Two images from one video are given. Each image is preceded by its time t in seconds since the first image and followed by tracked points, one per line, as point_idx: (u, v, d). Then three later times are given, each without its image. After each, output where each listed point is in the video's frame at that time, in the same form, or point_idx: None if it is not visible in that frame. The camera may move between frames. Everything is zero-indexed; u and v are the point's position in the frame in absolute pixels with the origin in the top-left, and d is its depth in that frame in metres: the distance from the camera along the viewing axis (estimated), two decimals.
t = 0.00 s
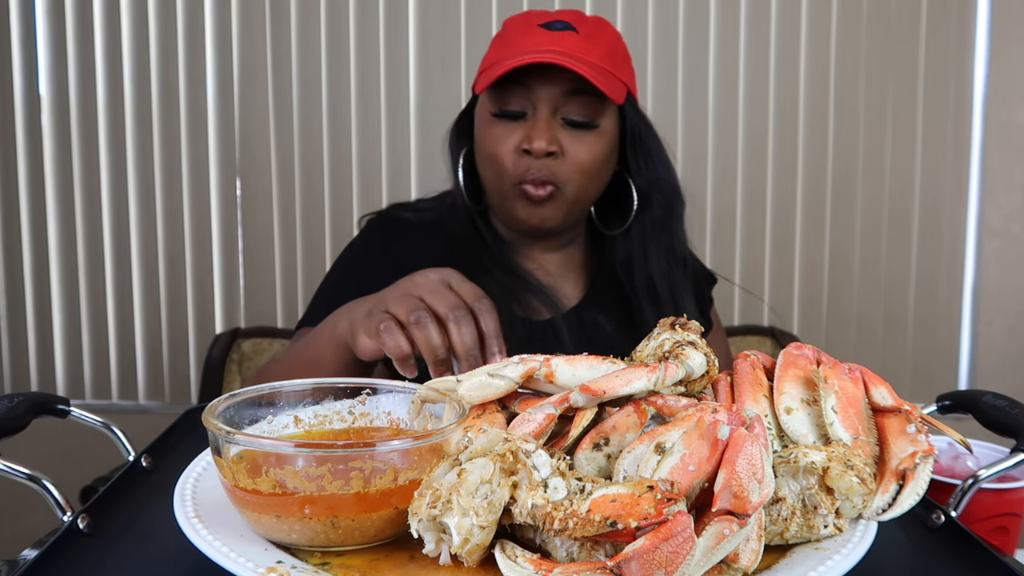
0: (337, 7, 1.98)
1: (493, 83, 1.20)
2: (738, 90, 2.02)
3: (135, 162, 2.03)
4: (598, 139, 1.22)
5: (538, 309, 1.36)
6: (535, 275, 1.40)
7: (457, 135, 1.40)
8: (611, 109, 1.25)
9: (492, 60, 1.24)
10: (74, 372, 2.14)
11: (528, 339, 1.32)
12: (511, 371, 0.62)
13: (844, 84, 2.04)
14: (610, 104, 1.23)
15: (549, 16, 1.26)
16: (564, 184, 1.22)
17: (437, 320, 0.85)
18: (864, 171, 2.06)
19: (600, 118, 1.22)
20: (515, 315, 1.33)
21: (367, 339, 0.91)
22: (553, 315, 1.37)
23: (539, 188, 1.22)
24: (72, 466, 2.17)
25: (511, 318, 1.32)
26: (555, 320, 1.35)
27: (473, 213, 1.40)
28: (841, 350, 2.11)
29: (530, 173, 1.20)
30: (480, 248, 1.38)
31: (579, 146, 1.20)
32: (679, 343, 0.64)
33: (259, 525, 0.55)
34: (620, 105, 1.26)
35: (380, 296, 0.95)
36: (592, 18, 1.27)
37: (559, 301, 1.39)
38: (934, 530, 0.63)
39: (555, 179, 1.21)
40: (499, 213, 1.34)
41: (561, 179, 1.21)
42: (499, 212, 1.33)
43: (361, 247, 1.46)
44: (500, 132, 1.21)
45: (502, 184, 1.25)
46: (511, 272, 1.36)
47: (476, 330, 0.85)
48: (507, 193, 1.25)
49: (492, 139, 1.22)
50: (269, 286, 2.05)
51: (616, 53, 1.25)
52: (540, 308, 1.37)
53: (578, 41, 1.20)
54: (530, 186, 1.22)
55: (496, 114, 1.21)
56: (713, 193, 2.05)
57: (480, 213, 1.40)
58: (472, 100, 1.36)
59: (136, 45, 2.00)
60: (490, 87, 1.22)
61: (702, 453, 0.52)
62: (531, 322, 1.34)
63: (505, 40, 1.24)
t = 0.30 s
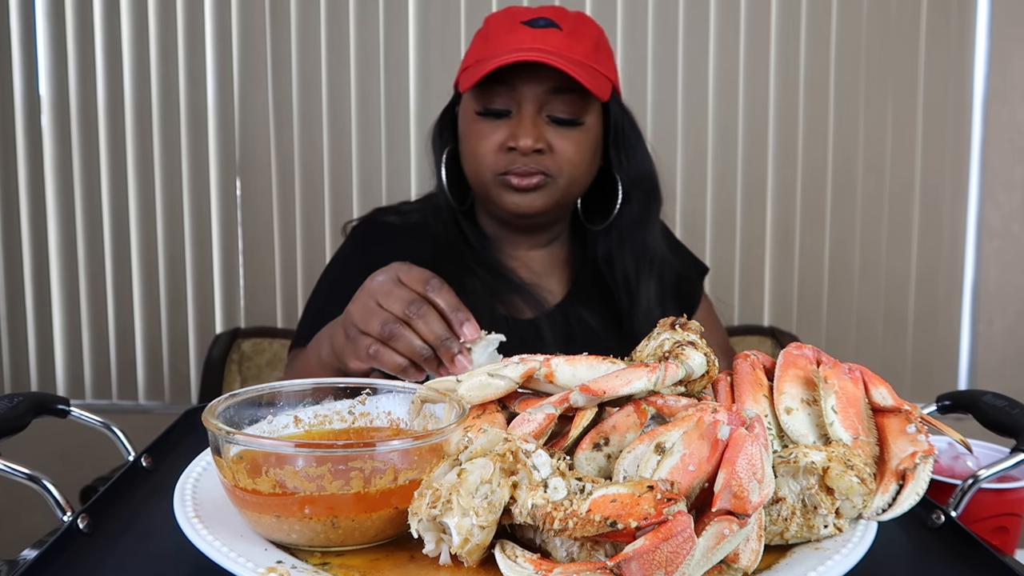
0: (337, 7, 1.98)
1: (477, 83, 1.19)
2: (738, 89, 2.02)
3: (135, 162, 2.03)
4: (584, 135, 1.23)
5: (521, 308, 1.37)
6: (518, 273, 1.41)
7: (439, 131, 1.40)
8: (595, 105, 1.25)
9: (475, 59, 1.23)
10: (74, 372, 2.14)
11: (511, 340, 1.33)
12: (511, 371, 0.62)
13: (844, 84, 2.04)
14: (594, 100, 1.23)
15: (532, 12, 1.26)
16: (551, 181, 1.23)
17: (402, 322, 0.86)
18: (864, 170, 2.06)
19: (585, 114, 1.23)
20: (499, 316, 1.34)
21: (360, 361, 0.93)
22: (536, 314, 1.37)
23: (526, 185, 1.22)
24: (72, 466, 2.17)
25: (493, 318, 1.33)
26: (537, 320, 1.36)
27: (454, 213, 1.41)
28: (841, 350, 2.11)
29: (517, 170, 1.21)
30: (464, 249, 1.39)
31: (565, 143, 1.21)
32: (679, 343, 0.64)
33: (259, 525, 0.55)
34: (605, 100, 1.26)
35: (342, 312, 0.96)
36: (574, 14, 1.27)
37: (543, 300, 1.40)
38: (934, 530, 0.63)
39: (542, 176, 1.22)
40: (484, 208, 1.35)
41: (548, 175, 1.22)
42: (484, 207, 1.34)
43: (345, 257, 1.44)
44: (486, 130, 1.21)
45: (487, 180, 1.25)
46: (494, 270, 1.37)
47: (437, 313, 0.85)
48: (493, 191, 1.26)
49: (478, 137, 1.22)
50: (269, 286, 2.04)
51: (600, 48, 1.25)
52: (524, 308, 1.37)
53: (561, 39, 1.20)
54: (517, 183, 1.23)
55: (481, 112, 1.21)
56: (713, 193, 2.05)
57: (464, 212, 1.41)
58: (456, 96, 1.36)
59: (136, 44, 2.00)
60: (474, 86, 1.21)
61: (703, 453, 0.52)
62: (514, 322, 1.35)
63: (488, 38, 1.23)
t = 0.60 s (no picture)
0: (338, 7, 1.98)
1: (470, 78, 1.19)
2: (738, 89, 2.02)
3: (135, 161, 2.03)
4: (576, 133, 1.23)
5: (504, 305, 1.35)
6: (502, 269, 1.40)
7: (431, 126, 1.40)
8: (588, 104, 1.25)
9: (469, 53, 1.23)
10: (74, 371, 2.14)
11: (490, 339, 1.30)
12: (511, 371, 0.62)
13: (844, 83, 2.03)
14: (587, 99, 1.23)
15: (527, 9, 1.25)
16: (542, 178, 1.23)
17: (427, 309, 0.86)
18: (864, 170, 2.06)
19: (578, 112, 1.23)
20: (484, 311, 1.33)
21: (384, 350, 0.92)
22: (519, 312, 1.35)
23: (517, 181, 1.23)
24: (71, 466, 2.16)
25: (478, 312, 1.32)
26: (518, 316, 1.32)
27: (439, 206, 1.41)
28: (841, 350, 2.12)
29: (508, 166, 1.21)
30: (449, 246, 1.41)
31: (557, 140, 1.20)
32: (679, 343, 0.64)
33: (259, 525, 0.55)
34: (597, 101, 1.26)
35: (365, 304, 0.96)
36: (568, 14, 1.26)
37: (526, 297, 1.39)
38: (934, 530, 0.63)
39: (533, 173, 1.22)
40: (473, 203, 1.35)
41: (540, 172, 1.22)
42: (473, 202, 1.34)
43: (336, 255, 1.46)
44: (478, 124, 1.21)
45: (478, 175, 1.25)
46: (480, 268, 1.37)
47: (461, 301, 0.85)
48: (484, 185, 1.26)
49: (470, 132, 1.22)
50: (269, 285, 2.04)
51: (593, 49, 1.25)
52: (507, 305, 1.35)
53: (556, 37, 1.19)
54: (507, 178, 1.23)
55: (474, 107, 1.21)
56: (713, 194, 2.05)
57: (451, 208, 1.41)
58: (448, 90, 1.35)
59: (136, 44, 2.00)
60: (467, 80, 1.21)
61: (703, 453, 0.52)
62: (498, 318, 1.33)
63: (482, 34, 1.23)
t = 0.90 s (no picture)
0: (337, 7, 1.98)
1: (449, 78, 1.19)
2: (738, 89, 2.02)
3: (135, 161, 2.03)
4: (558, 133, 1.23)
5: (489, 308, 1.38)
6: (487, 271, 1.40)
7: (413, 127, 1.38)
8: (571, 102, 1.25)
9: (450, 53, 1.23)
10: (74, 371, 2.14)
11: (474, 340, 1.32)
12: (511, 371, 0.62)
13: (844, 83, 2.03)
14: (569, 97, 1.22)
15: (508, 6, 1.24)
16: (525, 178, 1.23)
17: (393, 320, 0.92)
18: (864, 170, 2.06)
19: (560, 112, 1.22)
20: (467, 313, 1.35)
21: (354, 363, 0.98)
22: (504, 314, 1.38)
23: (499, 182, 1.23)
24: (71, 466, 2.16)
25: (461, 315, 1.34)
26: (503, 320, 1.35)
27: (422, 206, 1.42)
28: (841, 350, 2.12)
29: (489, 167, 1.21)
30: (433, 247, 1.41)
31: (538, 141, 1.20)
32: (679, 343, 0.64)
33: (259, 525, 0.55)
34: (581, 98, 1.25)
35: (332, 319, 1.01)
36: (551, 8, 1.26)
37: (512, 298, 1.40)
38: (934, 530, 0.63)
39: (514, 173, 1.22)
40: (456, 204, 1.35)
41: (521, 173, 1.22)
42: (456, 203, 1.34)
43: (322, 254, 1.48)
44: (458, 126, 1.21)
45: (459, 176, 1.25)
46: (463, 269, 1.38)
47: (425, 308, 0.93)
48: (466, 187, 1.26)
49: (450, 133, 1.22)
50: (269, 285, 2.04)
51: (576, 44, 1.24)
52: (492, 308, 1.38)
53: (536, 34, 1.19)
54: (489, 179, 1.23)
55: (454, 108, 1.21)
56: (713, 194, 2.05)
57: (435, 209, 1.41)
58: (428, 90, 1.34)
59: (136, 43, 2.00)
60: (446, 81, 1.21)
61: (703, 453, 0.52)
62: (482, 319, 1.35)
63: (463, 33, 1.23)
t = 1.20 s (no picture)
0: (337, 7, 1.98)
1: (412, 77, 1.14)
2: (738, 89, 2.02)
3: (135, 162, 2.03)
4: (528, 136, 1.14)
5: (479, 316, 1.30)
6: (475, 279, 1.30)
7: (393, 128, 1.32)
8: (541, 101, 1.15)
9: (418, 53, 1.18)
10: (73, 371, 2.14)
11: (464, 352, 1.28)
12: (511, 371, 0.62)
13: (844, 83, 2.03)
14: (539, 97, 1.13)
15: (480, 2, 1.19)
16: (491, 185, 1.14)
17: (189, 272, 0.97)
18: (864, 171, 2.06)
19: (530, 112, 1.13)
20: (454, 320, 1.29)
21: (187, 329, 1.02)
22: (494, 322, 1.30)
23: (463, 189, 1.15)
24: (71, 466, 2.16)
25: (445, 324, 1.28)
26: (495, 329, 1.28)
27: (408, 210, 1.32)
28: (841, 349, 2.12)
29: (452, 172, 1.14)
30: (418, 249, 1.32)
31: (503, 144, 1.12)
32: (679, 343, 0.64)
33: (259, 525, 0.55)
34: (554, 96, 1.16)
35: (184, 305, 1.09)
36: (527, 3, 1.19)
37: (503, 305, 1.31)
38: (934, 530, 0.63)
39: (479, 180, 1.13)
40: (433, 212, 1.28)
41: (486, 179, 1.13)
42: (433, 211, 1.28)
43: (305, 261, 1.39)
44: (424, 129, 1.15)
45: (427, 182, 1.19)
46: (450, 273, 1.29)
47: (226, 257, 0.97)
48: (434, 194, 1.20)
49: (417, 137, 1.16)
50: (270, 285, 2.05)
51: (550, 41, 1.17)
52: (480, 315, 1.30)
53: (503, 31, 1.13)
54: (453, 186, 1.16)
55: (421, 110, 1.15)
56: (713, 194, 2.05)
57: (419, 211, 1.32)
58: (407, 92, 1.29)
59: (136, 43, 2.00)
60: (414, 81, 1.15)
61: (703, 453, 0.52)
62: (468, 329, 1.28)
63: (431, 32, 1.18)
